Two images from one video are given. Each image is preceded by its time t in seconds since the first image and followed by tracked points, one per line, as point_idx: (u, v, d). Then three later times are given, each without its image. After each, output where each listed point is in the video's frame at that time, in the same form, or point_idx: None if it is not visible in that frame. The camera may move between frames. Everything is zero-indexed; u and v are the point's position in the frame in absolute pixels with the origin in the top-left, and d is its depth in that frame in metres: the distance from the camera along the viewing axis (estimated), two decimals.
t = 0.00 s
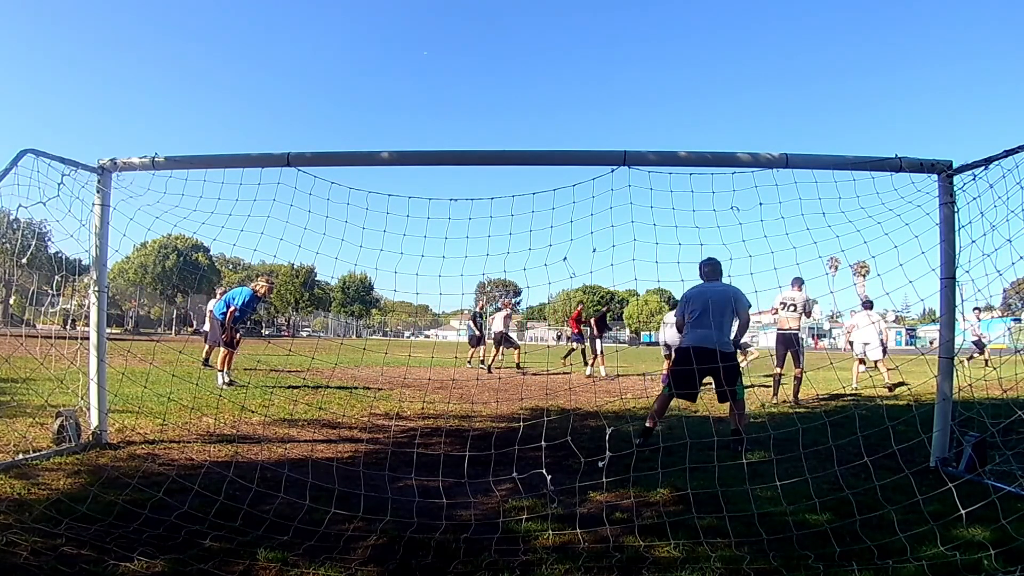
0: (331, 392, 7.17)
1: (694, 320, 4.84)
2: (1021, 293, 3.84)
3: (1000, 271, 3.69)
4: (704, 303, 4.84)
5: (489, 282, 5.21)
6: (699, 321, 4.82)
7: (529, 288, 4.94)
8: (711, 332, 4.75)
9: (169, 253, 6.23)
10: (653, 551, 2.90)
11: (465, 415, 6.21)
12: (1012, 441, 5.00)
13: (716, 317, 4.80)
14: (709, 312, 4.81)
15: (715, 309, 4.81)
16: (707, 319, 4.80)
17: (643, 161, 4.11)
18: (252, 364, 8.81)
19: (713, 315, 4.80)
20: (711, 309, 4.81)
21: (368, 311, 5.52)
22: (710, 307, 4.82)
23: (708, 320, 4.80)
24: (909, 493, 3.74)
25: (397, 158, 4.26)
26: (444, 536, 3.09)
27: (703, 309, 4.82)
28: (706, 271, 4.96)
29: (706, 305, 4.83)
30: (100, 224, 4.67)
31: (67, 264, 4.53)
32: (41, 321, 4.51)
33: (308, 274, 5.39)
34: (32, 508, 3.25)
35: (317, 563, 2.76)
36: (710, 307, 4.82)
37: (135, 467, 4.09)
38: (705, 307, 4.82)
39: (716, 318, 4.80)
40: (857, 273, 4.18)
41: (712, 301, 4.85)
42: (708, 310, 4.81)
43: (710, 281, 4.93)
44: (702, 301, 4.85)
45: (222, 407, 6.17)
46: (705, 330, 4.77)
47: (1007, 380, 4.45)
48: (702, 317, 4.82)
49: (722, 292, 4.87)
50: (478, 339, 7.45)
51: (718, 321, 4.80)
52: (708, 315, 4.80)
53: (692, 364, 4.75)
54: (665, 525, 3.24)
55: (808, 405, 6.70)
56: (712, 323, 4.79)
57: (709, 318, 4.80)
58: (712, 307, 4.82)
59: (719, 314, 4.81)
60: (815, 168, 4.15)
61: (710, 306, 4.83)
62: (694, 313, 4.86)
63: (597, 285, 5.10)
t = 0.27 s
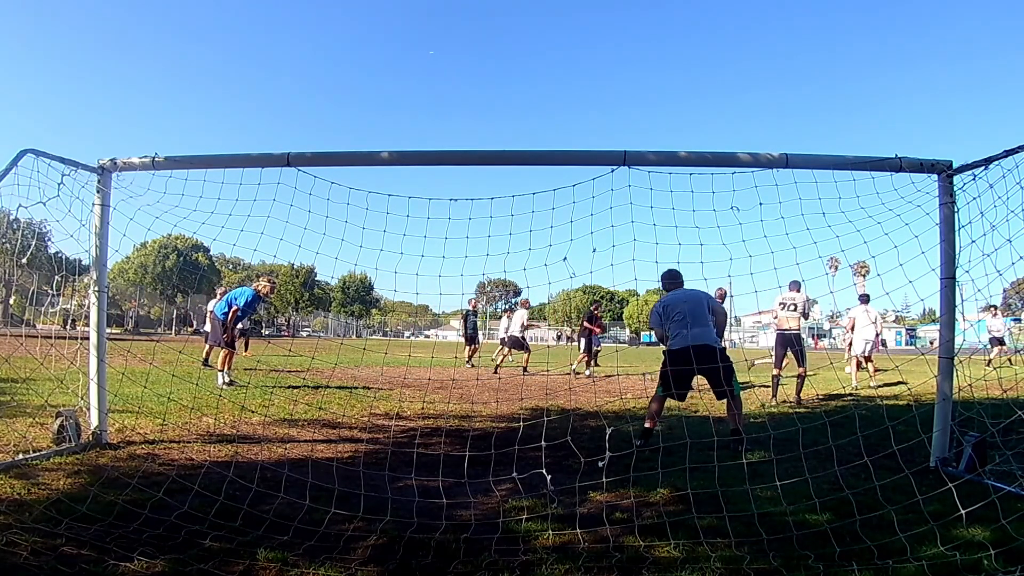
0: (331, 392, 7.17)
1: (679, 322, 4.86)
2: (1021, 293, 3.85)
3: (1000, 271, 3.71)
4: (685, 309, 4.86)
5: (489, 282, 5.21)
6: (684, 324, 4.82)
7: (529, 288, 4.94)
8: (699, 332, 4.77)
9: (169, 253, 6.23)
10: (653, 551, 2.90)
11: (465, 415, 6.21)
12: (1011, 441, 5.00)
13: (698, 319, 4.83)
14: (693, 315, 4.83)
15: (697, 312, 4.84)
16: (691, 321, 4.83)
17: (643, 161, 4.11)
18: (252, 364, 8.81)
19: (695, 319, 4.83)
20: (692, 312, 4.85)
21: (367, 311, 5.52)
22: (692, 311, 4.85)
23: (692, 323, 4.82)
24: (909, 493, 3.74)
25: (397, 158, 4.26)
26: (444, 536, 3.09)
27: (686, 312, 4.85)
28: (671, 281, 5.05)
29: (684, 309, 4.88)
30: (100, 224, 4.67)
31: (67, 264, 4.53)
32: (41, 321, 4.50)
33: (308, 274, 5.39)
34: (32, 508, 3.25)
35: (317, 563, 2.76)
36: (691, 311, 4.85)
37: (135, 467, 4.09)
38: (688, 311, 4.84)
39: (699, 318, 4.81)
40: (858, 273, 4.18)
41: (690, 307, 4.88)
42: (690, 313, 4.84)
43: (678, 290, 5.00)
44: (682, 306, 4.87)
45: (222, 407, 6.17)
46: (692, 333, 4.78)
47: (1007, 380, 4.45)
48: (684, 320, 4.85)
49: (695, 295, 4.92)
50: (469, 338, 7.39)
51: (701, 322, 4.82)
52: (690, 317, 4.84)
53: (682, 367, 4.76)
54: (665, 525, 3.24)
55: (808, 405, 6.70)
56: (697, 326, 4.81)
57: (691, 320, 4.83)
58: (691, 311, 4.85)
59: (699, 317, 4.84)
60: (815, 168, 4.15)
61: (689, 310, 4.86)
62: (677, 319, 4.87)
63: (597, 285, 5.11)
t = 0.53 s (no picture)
0: (331, 392, 7.17)
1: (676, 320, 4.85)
2: (1021, 293, 3.85)
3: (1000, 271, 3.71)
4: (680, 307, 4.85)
5: (489, 282, 5.21)
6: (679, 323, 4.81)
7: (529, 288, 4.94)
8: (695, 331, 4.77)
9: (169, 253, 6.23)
10: (653, 551, 2.90)
11: (465, 415, 6.21)
12: (1011, 441, 5.00)
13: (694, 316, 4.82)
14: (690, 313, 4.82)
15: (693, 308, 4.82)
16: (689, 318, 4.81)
17: (643, 161, 4.11)
18: (252, 364, 8.81)
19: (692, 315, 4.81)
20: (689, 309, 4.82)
21: (367, 311, 5.52)
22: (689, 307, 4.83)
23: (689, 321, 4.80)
24: (909, 493, 3.74)
25: (397, 159, 4.26)
26: (444, 536, 3.09)
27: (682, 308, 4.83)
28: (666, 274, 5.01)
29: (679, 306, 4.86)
30: (100, 224, 4.67)
31: (67, 264, 4.53)
32: (41, 321, 4.50)
33: (308, 275, 5.39)
34: (32, 508, 3.25)
35: (317, 563, 2.76)
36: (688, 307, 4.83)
37: (135, 467, 4.09)
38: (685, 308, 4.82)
39: (696, 315, 4.80)
40: (858, 273, 4.18)
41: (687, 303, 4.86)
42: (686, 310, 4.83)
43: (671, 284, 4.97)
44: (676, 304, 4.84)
45: (222, 407, 6.17)
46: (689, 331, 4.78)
47: (1007, 380, 4.45)
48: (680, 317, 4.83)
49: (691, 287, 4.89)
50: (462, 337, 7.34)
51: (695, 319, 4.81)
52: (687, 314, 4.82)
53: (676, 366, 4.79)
54: (665, 525, 3.24)
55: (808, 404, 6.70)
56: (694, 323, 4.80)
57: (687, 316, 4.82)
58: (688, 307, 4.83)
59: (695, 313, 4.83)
60: (815, 168, 4.15)
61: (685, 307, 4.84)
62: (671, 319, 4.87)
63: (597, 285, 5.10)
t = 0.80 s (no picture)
0: (331, 392, 7.17)
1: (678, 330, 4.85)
2: (1021, 293, 3.86)
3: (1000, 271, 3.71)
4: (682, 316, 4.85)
5: (489, 282, 5.21)
6: (679, 335, 4.82)
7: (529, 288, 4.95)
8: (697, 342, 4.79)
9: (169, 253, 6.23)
10: (653, 551, 2.90)
11: (465, 415, 6.21)
12: (1012, 441, 5.00)
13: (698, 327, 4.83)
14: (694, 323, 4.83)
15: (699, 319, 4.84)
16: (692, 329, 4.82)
17: (643, 161, 4.11)
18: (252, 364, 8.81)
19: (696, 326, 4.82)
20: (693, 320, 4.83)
21: (367, 311, 5.52)
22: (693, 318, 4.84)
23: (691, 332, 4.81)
24: (909, 493, 3.74)
25: (397, 158, 4.26)
26: (444, 536, 3.09)
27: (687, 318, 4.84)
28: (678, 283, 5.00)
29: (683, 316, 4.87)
30: (100, 224, 4.67)
31: (67, 264, 4.54)
32: (41, 321, 4.50)
33: (308, 275, 5.39)
34: (32, 508, 3.25)
35: (317, 563, 2.76)
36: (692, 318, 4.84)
37: (135, 467, 4.09)
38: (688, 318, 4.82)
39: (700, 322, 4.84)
40: (858, 273, 4.18)
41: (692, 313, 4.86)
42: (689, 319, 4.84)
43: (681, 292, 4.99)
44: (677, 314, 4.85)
45: (222, 407, 6.17)
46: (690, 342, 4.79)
47: (1007, 380, 4.44)
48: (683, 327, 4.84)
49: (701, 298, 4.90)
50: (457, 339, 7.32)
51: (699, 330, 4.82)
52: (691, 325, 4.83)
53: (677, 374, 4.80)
54: (665, 525, 3.24)
55: (808, 404, 6.70)
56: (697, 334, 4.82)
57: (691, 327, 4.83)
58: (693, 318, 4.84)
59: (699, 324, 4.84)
60: (815, 168, 4.15)
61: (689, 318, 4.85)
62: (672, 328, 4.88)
63: (597, 285, 5.10)
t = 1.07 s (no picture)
0: (331, 392, 7.17)
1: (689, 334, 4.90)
2: (1021, 293, 3.85)
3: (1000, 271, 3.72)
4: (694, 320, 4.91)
5: (489, 282, 5.22)
6: (683, 338, 4.91)
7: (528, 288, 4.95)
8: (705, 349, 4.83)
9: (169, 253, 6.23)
10: (653, 551, 2.90)
11: (465, 415, 6.21)
12: (1012, 441, 5.00)
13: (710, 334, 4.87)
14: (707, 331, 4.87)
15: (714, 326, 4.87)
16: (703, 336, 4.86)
17: (643, 161, 4.11)
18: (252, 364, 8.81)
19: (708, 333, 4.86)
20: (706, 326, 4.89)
21: (367, 311, 5.52)
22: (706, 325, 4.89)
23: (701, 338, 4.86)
24: (909, 493, 3.74)
25: (397, 159, 4.26)
26: (444, 536, 3.09)
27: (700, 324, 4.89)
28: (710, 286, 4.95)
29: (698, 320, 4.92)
30: (100, 224, 4.67)
31: (67, 264, 4.54)
32: (41, 321, 4.50)
33: (308, 274, 5.39)
34: (32, 508, 3.25)
35: (317, 563, 2.76)
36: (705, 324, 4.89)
37: (135, 467, 4.09)
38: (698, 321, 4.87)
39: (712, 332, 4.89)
40: (857, 273, 4.18)
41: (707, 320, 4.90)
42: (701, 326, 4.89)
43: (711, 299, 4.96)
44: (688, 318, 4.94)
45: (222, 407, 6.17)
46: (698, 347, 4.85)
47: (1007, 379, 4.44)
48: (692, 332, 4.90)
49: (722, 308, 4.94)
50: (451, 339, 7.34)
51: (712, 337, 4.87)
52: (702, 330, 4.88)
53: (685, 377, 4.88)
54: (665, 525, 3.24)
55: (808, 405, 6.70)
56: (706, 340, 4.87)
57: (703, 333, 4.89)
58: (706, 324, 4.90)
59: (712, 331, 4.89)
60: (815, 168, 4.15)
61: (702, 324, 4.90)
62: (683, 332, 5.00)
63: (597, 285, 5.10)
